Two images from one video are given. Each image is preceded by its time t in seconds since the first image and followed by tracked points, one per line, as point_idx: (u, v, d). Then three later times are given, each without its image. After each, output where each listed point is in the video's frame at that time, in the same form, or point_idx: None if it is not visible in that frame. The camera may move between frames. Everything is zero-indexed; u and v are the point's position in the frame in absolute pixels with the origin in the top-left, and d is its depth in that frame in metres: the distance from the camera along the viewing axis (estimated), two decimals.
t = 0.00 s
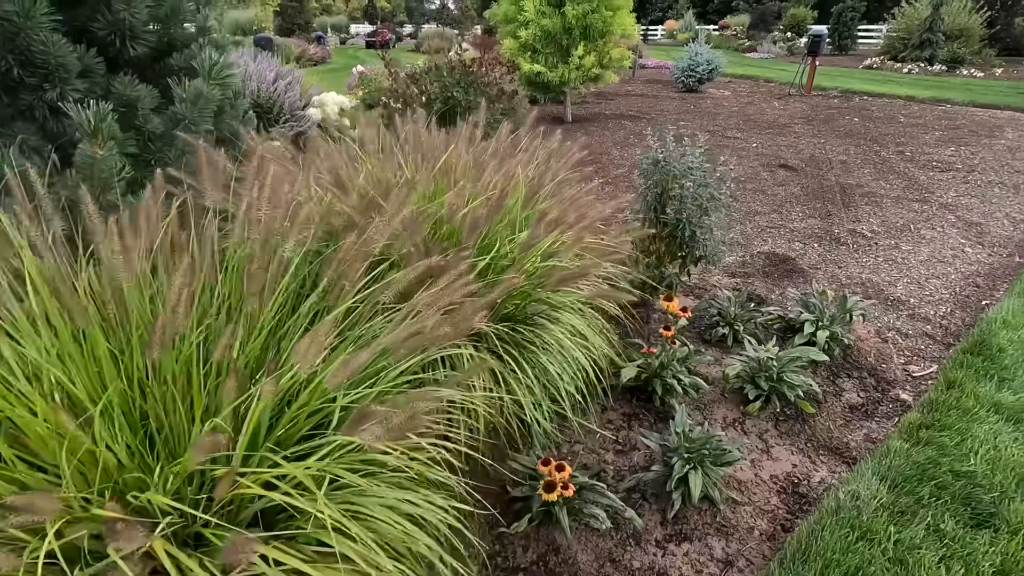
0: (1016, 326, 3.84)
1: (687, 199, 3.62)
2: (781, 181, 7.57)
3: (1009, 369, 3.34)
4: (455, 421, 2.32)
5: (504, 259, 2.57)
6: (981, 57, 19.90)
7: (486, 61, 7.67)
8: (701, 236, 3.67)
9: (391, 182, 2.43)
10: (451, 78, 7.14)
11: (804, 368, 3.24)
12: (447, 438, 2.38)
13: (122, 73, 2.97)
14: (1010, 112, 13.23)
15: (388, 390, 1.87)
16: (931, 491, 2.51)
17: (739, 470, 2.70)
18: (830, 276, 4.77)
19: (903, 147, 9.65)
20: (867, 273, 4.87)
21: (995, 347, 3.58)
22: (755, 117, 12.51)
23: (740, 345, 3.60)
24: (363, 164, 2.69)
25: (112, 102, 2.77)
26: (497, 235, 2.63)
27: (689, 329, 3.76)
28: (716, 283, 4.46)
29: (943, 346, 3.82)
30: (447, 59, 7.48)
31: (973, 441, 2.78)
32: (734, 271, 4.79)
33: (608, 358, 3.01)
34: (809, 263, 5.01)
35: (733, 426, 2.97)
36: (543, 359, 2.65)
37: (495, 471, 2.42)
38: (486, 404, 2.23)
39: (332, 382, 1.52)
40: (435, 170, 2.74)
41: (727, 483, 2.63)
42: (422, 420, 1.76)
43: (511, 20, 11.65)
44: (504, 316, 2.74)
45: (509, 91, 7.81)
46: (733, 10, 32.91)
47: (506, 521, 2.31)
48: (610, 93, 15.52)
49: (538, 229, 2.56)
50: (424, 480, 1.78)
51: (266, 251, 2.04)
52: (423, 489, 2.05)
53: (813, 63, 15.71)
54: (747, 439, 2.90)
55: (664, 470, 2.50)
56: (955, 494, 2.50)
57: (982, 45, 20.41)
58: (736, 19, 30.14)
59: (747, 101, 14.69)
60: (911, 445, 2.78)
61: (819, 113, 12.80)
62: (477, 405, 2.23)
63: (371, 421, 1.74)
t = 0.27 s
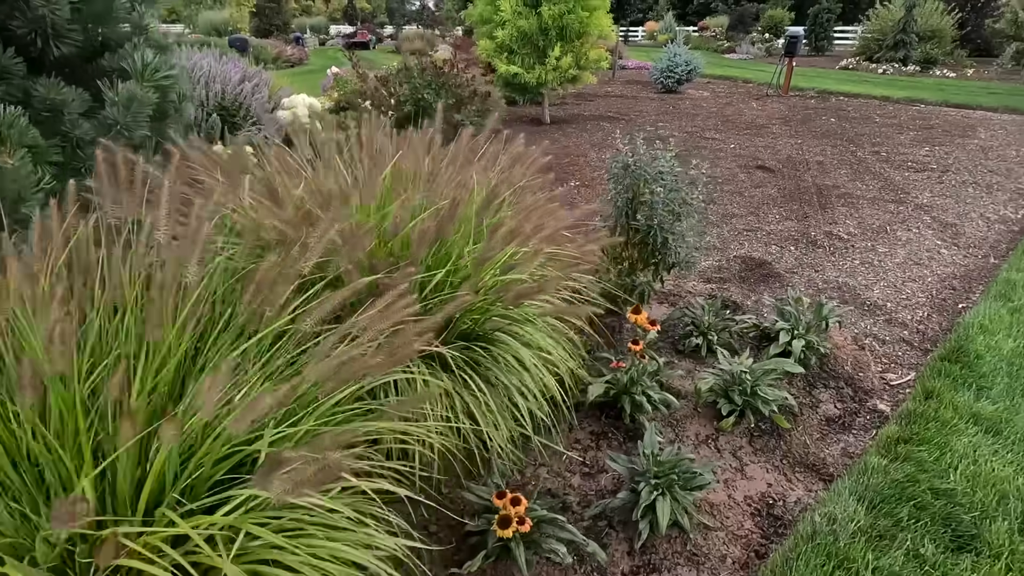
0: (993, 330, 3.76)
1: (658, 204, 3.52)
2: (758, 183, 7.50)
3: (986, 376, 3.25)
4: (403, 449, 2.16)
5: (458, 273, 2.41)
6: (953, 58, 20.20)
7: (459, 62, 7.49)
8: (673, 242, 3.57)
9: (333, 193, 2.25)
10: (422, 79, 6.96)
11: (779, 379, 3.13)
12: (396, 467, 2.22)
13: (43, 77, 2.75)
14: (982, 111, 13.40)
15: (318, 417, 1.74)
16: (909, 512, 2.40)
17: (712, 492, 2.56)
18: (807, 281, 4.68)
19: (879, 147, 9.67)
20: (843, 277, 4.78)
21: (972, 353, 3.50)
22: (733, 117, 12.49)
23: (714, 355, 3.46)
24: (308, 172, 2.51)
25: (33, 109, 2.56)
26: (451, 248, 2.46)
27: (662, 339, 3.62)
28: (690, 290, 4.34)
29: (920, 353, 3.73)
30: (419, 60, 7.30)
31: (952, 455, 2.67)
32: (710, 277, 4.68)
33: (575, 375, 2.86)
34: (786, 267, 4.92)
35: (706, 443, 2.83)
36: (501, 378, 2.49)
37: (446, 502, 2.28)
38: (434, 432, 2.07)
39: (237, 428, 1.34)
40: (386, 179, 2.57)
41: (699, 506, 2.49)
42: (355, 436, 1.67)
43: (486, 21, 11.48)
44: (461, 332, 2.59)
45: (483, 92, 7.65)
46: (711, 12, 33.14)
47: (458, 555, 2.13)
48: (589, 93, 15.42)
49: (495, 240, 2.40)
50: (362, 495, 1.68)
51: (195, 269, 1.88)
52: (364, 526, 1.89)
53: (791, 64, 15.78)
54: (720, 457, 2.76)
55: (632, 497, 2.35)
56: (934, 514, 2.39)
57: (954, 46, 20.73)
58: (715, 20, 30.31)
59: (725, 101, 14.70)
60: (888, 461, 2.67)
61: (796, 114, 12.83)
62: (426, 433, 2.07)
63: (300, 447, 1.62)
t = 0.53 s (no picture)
0: (972, 335, 3.62)
1: (624, 208, 3.33)
2: (736, 183, 7.36)
3: (965, 386, 3.11)
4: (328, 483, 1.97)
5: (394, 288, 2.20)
6: (931, 57, 20.36)
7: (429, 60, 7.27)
8: (640, 247, 3.40)
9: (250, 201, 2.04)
10: (390, 78, 6.73)
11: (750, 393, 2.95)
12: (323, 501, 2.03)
13: None
14: (959, 110, 13.45)
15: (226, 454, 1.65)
16: (886, 540, 2.24)
17: (676, 521, 2.38)
18: (783, 285, 4.52)
19: (857, 147, 9.61)
20: (820, 280, 4.64)
21: (951, 360, 3.35)
22: (713, 117, 12.39)
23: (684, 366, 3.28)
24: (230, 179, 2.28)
25: None
26: (389, 260, 2.25)
27: (630, 349, 3.44)
28: (662, 295, 4.16)
29: (898, 360, 3.58)
30: (386, 59, 7.05)
31: (930, 475, 2.51)
32: (684, 281, 4.50)
33: (530, 394, 2.66)
34: (762, 271, 4.76)
35: (672, 464, 2.65)
36: (444, 399, 2.29)
37: (380, 539, 2.09)
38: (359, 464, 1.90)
39: (79, 486, 1.13)
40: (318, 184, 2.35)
41: (662, 536, 2.30)
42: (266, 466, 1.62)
43: (462, 19, 11.26)
44: (403, 349, 2.40)
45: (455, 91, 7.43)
46: (693, 12, 33.20)
47: None
48: (570, 93, 15.25)
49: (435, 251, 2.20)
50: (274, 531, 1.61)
51: (89, 294, 1.72)
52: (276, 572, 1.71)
53: (771, 63, 15.75)
54: (687, 480, 2.58)
55: (587, 532, 2.17)
56: (913, 542, 2.23)
57: (931, 46, 20.89)
58: (696, 20, 30.34)
59: (706, 101, 14.61)
60: (864, 482, 2.50)
61: (776, 113, 12.77)
62: (350, 465, 1.89)
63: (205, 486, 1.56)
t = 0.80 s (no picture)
0: (949, 348, 3.55)
1: (591, 221, 3.20)
2: (716, 188, 7.29)
3: (941, 403, 3.02)
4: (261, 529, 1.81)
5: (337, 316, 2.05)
6: (909, 58, 20.54)
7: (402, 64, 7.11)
8: (609, 261, 3.28)
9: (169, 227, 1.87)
10: (361, 83, 6.56)
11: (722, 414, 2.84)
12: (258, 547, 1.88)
13: None
14: (937, 112, 13.55)
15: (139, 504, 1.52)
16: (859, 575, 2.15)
17: (642, 555, 2.26)
18: (760, 294, 4.43)
19: (837, 149, 9.60)
20: (797, 290, 4.56)
21: (927, 375, 3.27)
22: (695, 119, 12.36)
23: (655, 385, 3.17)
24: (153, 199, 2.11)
25: None
26: (331, 285, 2.09)
27: (600, 367, 3.32)
28: (636, 308, 4.04)
29: (875, 373, 3.50)
30: (358, 63, 6.88)
31: (906, 501, 2.42)
32: (659, 292, 4.40)
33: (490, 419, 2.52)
34: (738, 280, 4.67)
35: (639, 493, 2.53)
36: (393, 434, 2.17)
37: None
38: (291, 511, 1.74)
39: None
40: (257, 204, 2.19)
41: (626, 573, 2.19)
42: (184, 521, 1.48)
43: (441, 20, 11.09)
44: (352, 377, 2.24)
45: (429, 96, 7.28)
46: (677, 12, 33.29)
47: None
48: (552, 95, 15.15)
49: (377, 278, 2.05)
50: None
51: None
52: None
53: (752, 64, 15.76)
54: (655, 510, 2.47)
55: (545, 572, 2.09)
56: None
57: (910, 47, 21.10)
58: (680, 21, 30.41)
59: (688, 103, 14.58)
60: (837, 510, 2.41)
61: (757, 115, 12.77)
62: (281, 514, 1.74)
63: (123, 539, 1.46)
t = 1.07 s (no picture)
0: (938, 355, 3.47)
1: (571, 228, 3.08)
2: (702, 189, 7.21)
3: (931, 414, 2.93)
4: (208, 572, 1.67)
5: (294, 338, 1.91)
6: (894, 58, 20.67)
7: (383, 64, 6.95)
8: (590, 270, 3.16)
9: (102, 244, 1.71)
10: (339, 84, 6.40)
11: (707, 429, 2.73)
12: None
13: None
14: (922, 111, 13.60)
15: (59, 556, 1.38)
16: None
17: None
18: (746, 300, 4.34)
19: (823, 150, 9.56)
20: (785, 295, 4.47)
21: (917, 385, 3.18)
22: (682, 119, 12.29)
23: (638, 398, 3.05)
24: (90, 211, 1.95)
25: None
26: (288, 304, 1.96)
27: (582, 380, 3.20)
28: (620, 316, 3.93)
29: (863, 382, 3.41)
30: (337, 63, 6.72)
31: (897, 522, 2.33)
32: (644, 299, 4.29)
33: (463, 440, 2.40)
34: (725, 285, 4.57)
35: (620, 515, 2.41)
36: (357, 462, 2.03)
37: None
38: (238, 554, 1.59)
39: None
40: (206, 215, 2.04)
41: None
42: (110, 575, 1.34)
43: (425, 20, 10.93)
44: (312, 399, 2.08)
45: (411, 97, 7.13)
46: (664, 12, 33.32)
47: None
48: (539, 95, 15.02)
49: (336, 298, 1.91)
50: None
51: None
52: None
53: (738, 64, 15.75)
54: (637, 534, 2.35)
55: None
56: None
57: (894, 48, 21.25)
58: (667, 21, 30.44)
59: (675, 103, 14.53)
60: (826, 532, 2.30)
61: (744, 115, 12.73)
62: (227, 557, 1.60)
63: None
